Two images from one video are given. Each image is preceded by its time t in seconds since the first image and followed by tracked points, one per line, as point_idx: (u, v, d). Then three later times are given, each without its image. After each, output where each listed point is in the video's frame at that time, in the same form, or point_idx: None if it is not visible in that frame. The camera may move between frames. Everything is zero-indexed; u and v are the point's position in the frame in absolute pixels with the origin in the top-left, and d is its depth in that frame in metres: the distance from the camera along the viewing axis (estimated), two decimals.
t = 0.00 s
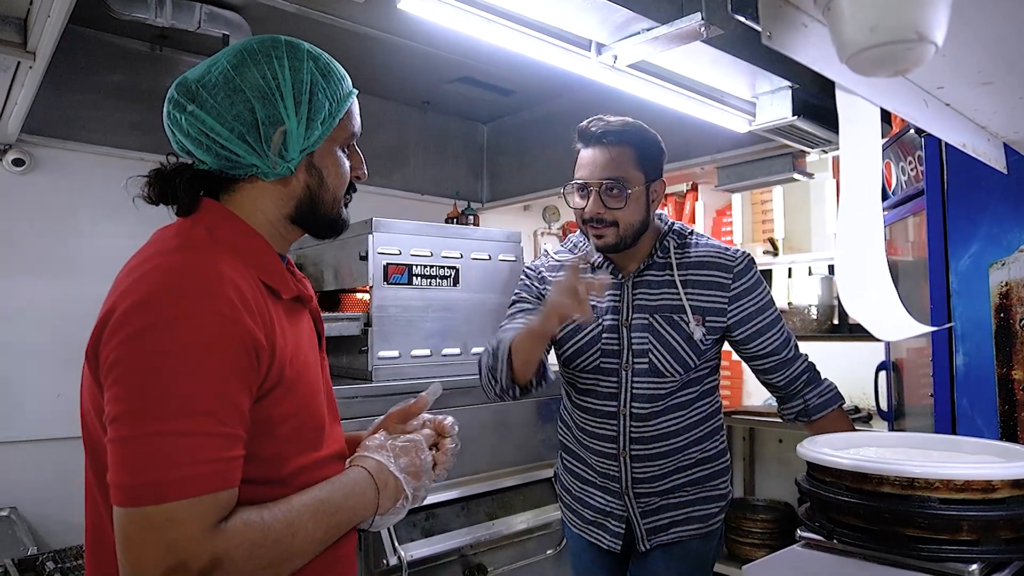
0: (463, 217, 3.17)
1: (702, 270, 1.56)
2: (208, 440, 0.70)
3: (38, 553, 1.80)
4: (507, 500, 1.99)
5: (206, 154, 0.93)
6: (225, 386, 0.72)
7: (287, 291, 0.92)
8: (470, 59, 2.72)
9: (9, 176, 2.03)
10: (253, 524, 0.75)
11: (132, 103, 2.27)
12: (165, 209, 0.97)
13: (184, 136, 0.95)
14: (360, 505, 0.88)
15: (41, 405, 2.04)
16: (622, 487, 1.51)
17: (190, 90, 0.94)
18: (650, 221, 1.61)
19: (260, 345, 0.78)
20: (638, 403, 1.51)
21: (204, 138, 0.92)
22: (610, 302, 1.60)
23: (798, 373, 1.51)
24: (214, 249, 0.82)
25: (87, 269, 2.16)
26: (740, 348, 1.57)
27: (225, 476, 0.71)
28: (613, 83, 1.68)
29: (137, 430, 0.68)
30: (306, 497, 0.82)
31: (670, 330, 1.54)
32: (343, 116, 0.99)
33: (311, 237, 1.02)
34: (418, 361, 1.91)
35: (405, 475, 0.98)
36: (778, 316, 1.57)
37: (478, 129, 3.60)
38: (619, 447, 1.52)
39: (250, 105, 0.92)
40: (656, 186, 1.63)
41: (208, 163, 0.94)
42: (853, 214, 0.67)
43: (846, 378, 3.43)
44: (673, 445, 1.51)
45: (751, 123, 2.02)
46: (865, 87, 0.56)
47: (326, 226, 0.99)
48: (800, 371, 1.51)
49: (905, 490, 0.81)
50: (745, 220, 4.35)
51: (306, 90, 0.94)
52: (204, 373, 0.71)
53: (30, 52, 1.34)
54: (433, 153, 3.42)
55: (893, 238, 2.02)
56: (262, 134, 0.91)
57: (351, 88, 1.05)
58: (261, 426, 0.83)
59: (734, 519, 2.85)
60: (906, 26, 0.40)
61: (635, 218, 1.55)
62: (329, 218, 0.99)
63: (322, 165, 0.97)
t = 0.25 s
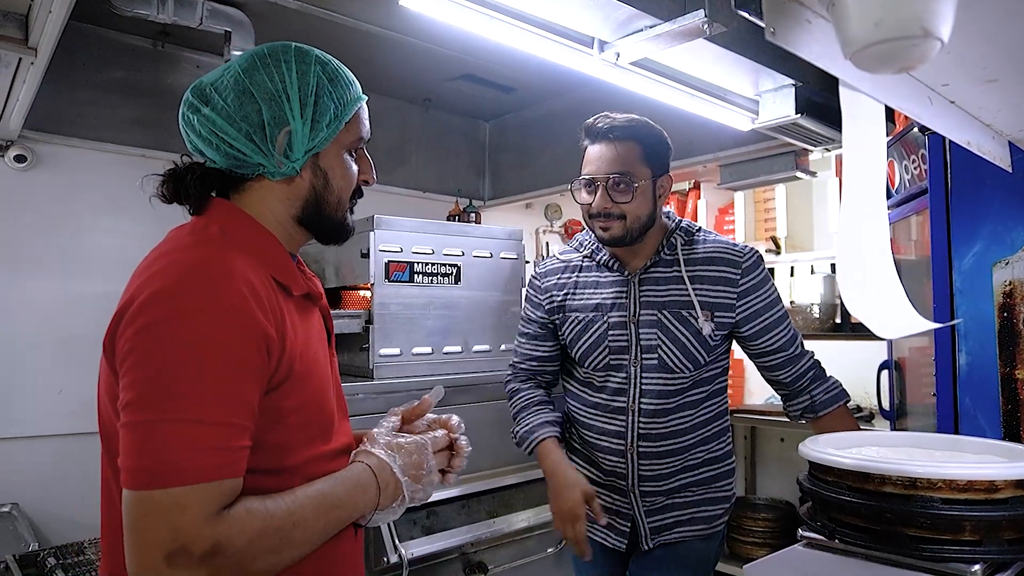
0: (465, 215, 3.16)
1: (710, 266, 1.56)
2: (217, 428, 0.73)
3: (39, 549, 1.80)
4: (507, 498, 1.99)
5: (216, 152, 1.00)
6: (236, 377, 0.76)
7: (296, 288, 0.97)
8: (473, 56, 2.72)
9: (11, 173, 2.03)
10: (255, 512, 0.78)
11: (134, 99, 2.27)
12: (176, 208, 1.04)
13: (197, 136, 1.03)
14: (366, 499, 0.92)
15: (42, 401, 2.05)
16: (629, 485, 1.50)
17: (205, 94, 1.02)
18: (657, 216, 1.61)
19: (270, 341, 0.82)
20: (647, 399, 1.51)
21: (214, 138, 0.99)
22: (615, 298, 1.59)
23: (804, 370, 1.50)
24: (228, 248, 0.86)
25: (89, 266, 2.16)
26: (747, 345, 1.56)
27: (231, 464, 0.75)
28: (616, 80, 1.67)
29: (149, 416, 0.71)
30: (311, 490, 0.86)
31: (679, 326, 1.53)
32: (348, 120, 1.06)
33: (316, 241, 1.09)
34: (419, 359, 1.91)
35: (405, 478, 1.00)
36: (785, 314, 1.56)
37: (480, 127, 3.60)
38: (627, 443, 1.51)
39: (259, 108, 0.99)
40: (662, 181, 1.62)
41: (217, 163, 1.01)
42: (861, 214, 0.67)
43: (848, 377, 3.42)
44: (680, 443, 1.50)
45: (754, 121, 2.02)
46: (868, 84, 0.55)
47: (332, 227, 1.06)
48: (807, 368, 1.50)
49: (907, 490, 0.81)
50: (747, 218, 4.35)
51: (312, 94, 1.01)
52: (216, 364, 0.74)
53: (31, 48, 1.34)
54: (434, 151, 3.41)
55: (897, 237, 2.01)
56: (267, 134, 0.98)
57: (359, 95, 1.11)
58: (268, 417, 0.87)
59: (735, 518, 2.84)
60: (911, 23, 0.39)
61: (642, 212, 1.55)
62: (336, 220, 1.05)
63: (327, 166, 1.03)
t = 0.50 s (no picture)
0: (464, 214, 3.15)
1: (712, 262, 1.53)
2: (229, 410, 0.77)
3: (37, 549, 1.80)
4: (506, 498, 1.98)
5: (224, 156, 1.05)
6: (247, 363, 0.80)
7: (307, 283, 1.03)
8: (472, 55, 2.71)
9: (9, 172, 2.03)
10: (265, 494, 0.82)
11: (132, 99, 2.26)
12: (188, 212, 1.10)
13: (208, 144, 1.08)
14: (375, 489, 0.95)
15: (40, 401, 2.04)
16: (626, 476, 1.50)
17: (214, 104, 1.07)
18: (662, 210, 1.60)
19: (280, 330, 0.86)
20: (642, 390, 1.51)
21: (222, 143, 1.04)
22: (613, 289, 1.60)
23: (806, 367, 1.49)
24: (242, 244, 0.91)
25: (88, 265, 2.16)
26: (748, 344, 1.53)
27: (241, 447, 0.78)
28: (614, 79, 1.67)
29: (165, 397, 0.75)
30: (320, 477, 0.89)
31: (675, 320, 1.52)
32: (350, 122, 1.09)
33: (324, 244, 1.13)
34: (417, 358, 1.90)
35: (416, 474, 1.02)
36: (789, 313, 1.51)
37: (479, 126, 3.59)
38: (622, 433, 1.51)
39: (262, 113, 1.04)
40: (666, 176, 1.62)
41: (226, 167, 1.06)
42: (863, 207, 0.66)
43: (848, 376, 3.41)
44: (677, 438, 1.48)
45: (754, 119, 2.02)
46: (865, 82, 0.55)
47: (338, 229, 1.10)
48: (808, 365, 1.49)
49: (906, 490, 0.81)
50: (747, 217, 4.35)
51: (312, 98, 1.04)
52: (228, 349, 0.78)
53: (28, 47, 1.33)
54: (433, 150, 3.40)
55: (896, 236, 2.01)
56: (269, 137, 1.02)
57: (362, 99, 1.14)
58: (280, 405, 0.91)
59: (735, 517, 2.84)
60: (908, 20, 0.39)
61: (646, 206, 1.55)
62: (341, 221, 1.09)
63: (330, 167, 1.07)
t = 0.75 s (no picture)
0: (463, 212, 3.14)
1: (718, 255, 1.51)
2: (238, 390, 0.81)
3: (34, 549, 1.80)
4: (504, 496, 1.98)
5: (224, 160, 1.09)
6: (255, 345, 0.83)
7: (314, 272, 1.05)
8: (470, 52, 2.70)
9: (4, 170, 2.02)
10: (273, 471, 0.84)
11: (129, 97, 2.25)
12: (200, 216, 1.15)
13: (209, 152, 1.13)
14: (381, 469, 0.97)
15: (36, 400, 2.04)
16: (628, 467, 1.48)
17: (213, 114, 1.12)
18: (668, 203, 1.59)
19: (287, 315, 0.89)
20: (647, 378, 1.49)
21: (220, 147, 1.08)
22: (620, 280, 1.59)
23: (810, 362, 1.45)
24: (252, 236, 0.95)
25: (84, 264, 2.15)
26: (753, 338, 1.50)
27: (250, 425, 0.81)
28: (610, 76, 1.65)
29: (179, 377, 0.79)
30: (329, 458, 0.92)
31: (681, 310, 1.50)
32: (340, 116, 1.10)
33: (325, 238, 1.16)
34: (415, 356, 1.89)
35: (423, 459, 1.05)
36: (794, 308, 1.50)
37: (478, 124, 3.58)
38: (626, 423, 1.49)
39: (255, 114, 1.07)
40: (671, 169, 1.61)
41: (227, 171, 1.10)
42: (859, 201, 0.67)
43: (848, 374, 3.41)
44: (681, 430, 1.45)
45: (752, 117, 2.01)
46: (859, 73, 0.55)
47: (335, 221, 1.12)
48: (812, 360, 1.45)
49: (904, 489, 0.80)
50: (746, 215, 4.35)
51: (300, 95, 1.07)
52: (237, 332, 0.82)
53: (22, 44, 1.32)
54: (431, 148, 3.39)
55: (896, 233, 2.00)
56: (263, 135, 1.05)
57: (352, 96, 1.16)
58: (292, 391, 0.94)
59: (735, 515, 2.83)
60: (904, 10, 0.38)
61: (652, 197, 1.54)
62: (337, 213, 1.11)
63: (323, 160, 1.09)
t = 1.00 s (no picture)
0: (462, 210, 3.13)
1: (725, 249, 1.50)
2: (248, 383, 0.80)
3: (32, 547, 1.80)
4: (504, 494, 1.97)
5: (226, 173, 1.11)
6: (263, 338, 0.82)
7: (319, 275, 1.04)
8: (469, 49, 2.69)
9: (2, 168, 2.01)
10: (283, 463, 0.83)
11: (127, 94, 2.25)
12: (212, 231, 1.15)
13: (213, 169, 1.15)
14: (388, 464, 0.96)
15: (35, 399, 2.03)
16: (636, 461, 1.46)
17: (213, 133, 1.15)
18: (673, 196, 1.58)
19: (294, 310, 0.88)
20: (655, 371, 1.47)
21: (221, 162, 1.10)
22: (627, 273, 1.57)
23: (815, 358, 1.45)
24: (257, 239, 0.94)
25: (83, 262, 2.15)
26: (759, 333, 1.49)
27: (260, 416, 0.80)
28: (608, 71, 1.64)
29: (191, 372, 0.79)
30: (337, 451, 0.90)
31: (690, 302, 1.48)
32: (332, 119, 1.11)
33: (330, 238, 1.16)
34: (413, 354, 1.89)
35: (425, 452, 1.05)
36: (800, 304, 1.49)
37: (478, 121, 3.57)
38: (634, 417, 1.47)
39: (249, 125, 1.09)
40: (677, 163, 1.60)
41: (231, 184, 1.11)
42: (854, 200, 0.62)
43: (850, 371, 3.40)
44: (688, 424, 1.44)
45: (752, 112, 2.00)
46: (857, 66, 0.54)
47: (337, 220, 1.12)
48: (817, 356, 1.45)
49: (903, 487, 0.79)
50: (747, 212, 4.34)
51: (291, 102, 1.08)
52: (245, 325, 0.81)
53: (16, 42, 1.32)
54: (430, 145, 3.38)
55: (896, 230, 1.99)
56: (258, 143, 1.06)
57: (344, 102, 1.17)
58: (301, 387, 0.92)
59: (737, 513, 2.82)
60: None
61: (656, 190, 1.53)
62: (339, 212, 1.11)
63: (320, 162, 1.09)
